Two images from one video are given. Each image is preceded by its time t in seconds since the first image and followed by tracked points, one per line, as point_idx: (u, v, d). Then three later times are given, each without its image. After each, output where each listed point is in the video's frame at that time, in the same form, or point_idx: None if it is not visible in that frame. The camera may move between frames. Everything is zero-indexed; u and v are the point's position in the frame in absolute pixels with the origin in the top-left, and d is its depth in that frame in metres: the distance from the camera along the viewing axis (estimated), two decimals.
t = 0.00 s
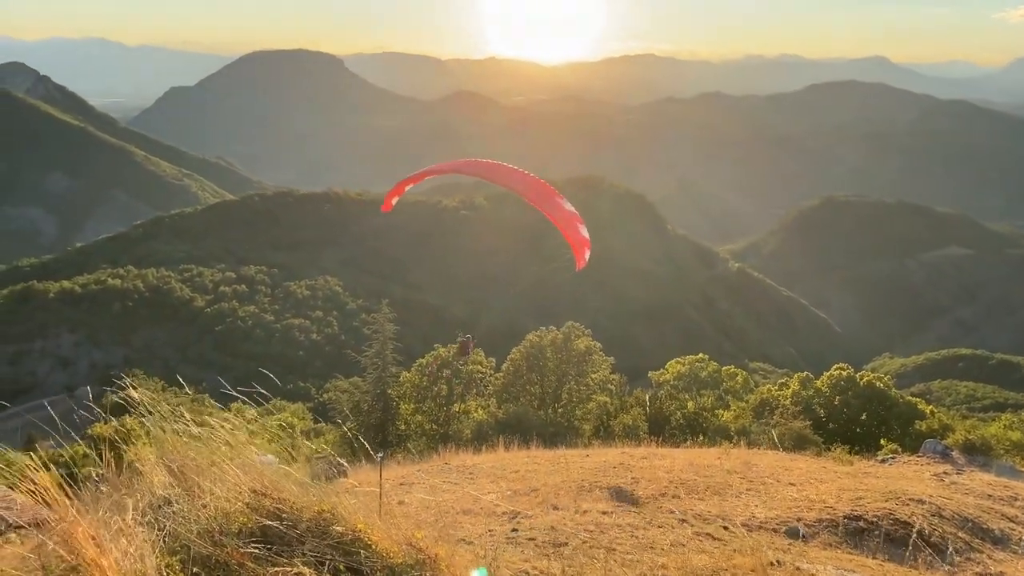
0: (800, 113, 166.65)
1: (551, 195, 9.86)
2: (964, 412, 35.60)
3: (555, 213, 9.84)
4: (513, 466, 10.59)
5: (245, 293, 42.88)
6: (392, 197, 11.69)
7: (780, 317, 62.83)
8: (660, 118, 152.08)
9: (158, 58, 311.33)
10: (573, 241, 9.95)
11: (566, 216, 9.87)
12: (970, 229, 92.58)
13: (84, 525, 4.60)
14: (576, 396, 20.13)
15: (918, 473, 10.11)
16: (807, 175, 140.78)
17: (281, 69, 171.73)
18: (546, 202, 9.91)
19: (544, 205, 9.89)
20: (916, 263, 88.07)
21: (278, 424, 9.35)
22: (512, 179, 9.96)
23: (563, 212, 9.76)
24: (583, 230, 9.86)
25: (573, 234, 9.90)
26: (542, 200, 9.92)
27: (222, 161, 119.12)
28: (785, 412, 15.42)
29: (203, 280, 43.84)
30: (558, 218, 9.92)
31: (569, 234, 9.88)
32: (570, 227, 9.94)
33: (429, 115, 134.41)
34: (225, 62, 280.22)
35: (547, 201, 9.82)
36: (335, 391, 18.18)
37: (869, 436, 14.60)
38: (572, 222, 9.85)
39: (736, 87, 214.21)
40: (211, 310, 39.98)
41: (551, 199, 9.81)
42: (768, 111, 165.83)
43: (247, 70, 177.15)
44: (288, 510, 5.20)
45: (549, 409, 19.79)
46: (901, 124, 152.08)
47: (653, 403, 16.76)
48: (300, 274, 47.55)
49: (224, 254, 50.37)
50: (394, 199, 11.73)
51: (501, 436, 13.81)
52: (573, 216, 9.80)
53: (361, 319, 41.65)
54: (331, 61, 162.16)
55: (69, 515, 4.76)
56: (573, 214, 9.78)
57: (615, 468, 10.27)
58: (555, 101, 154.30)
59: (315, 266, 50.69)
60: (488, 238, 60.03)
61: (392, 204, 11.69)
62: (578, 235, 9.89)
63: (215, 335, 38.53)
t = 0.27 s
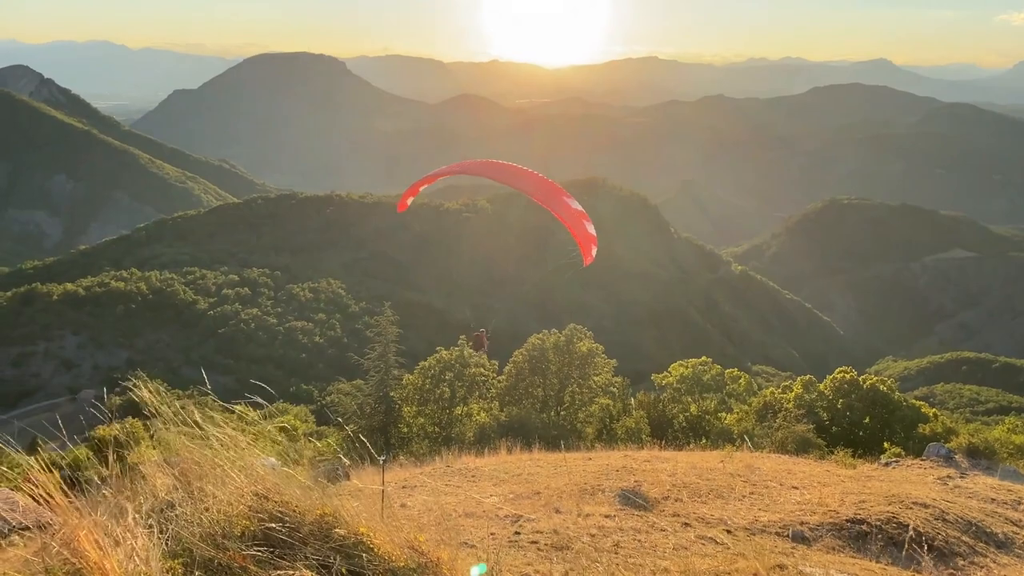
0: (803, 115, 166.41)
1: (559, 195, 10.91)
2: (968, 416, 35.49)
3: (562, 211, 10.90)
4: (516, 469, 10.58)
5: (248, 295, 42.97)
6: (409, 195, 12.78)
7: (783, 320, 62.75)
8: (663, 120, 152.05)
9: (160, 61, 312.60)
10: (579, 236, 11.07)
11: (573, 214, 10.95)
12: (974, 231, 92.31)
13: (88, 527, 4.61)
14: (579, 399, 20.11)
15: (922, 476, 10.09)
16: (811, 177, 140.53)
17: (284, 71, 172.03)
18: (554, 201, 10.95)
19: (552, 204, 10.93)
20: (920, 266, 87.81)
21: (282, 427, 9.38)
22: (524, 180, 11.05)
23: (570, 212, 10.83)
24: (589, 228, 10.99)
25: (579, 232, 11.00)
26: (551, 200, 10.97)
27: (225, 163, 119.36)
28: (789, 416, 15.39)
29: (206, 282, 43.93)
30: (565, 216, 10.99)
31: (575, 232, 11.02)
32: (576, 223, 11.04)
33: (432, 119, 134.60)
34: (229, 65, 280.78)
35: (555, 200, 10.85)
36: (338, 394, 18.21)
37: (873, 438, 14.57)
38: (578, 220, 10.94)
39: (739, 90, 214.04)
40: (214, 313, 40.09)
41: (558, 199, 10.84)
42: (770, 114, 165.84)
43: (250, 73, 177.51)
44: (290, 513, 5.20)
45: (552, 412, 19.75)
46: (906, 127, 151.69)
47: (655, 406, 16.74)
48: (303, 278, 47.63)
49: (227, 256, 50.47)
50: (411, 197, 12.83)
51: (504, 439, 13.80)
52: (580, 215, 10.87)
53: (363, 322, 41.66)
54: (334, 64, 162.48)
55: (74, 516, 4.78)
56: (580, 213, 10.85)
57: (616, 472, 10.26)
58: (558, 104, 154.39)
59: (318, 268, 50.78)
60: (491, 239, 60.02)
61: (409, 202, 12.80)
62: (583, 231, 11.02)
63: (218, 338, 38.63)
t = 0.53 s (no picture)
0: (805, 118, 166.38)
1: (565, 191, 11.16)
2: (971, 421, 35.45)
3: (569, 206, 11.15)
4: (518, 473, 10.58)
5: (250, 299, 43.06)
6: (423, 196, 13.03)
7: (785, 324, 62.74)
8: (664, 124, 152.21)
9: (163, 65, 313.05)
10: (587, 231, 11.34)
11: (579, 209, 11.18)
12: (977, 235, 92.20)
13: (92, 531, 4.61)
14: (581, 403, 20.10)
15: (925, 481, 10.07)
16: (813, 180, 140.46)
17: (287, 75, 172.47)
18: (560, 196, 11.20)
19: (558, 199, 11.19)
20: (923, 270, 87.69)
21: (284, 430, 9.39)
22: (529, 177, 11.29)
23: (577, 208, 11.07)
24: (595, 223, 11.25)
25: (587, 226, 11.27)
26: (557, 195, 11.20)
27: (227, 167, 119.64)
28: (791, 420, 15.39)
29: (208, 285, 43.99)
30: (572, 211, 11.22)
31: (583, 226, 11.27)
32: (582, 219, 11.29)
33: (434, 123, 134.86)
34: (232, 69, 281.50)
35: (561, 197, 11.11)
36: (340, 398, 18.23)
37: (876, 443, 14.56)
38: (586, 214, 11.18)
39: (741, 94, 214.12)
40: (216, 317, 40.18)
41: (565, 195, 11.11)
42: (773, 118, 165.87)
43: (252, 76, 177.95)
44: (291, 516, 5.18)
45: (554, 416, 19.74)
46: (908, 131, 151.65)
47: (658, 410, 16.72)
48: (305, 281, 47.69)
49: (229, 260, 50.55)
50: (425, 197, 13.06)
51: (505, 443, 13.81)
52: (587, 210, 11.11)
53: (366, 325, 41.68)
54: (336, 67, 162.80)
55: (78, 520, 4.78)
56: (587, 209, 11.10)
57: (619, 476, 10.24)
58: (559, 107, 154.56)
59: (320, 272, 50.85)
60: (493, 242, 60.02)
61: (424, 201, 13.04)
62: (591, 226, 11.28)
63: (220, 342, 38.71)
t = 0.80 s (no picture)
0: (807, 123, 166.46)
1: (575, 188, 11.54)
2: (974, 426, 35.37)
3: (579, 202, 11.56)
4: (519, 478, 10.58)
5: (252, 304, 43.15)
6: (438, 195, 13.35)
7: (787, 329, 62.71)
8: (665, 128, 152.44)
9: (165, 70, 313.83)
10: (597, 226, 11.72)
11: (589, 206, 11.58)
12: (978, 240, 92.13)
13: (93, 536, 4.61)
14: (583, 407, 20.08)
15: (927, 486, 10.05)
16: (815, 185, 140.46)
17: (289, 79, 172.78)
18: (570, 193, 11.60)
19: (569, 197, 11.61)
20: (924, 275, 87.62)
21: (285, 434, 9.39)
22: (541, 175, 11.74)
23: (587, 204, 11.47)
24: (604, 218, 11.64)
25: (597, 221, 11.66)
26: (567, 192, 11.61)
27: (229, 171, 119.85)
28: (793, 425, 15.38)
29: (210, 290, 44.07)
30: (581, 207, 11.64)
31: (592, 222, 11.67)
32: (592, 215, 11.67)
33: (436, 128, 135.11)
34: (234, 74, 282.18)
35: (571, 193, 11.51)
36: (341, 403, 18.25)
37: (878, 448, 14.54)
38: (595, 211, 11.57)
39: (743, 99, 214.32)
40: (218, 321, 40.26)
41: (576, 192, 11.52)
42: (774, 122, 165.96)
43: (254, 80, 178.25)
44: (290, 522, 5.15)
45: (555, 421, 19.74)
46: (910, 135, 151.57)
47: (659, 415, 16.68)
48: (307, 286, 47.74)
49: (231, 264, 50.62)
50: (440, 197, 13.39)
51: (506, 448, 13.79)
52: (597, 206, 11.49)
53: (367, 330, 41.69)
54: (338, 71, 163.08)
55: (79, 524, 4.77)
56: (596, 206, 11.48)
57: (620, 481, 10.24)
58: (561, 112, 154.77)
59: (322, 276, 50.93)
60: (494, 246, 60.11)
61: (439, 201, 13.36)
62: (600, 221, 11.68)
63: (222, 346, 38.77)
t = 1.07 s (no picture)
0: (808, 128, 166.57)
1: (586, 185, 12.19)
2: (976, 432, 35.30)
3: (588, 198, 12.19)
4: (520, 483, 10.58)
5: (253, 309, 43.19)
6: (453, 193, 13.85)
7: (787, 334, 62.69)
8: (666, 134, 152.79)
9: (167, 77, 315.13)
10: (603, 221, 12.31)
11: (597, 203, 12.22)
12: (980, 245, 92.02)
13: (92, 543, 4.60)
14: (584, 413, 20.08)
15: (929, 492, 10.03)
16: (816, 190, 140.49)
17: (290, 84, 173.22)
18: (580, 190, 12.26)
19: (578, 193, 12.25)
20: (926, 279, 87.54)
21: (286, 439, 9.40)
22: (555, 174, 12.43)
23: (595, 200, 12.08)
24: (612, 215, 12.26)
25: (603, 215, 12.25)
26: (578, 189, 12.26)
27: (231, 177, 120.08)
28: (794, 430, 15.37)
29: (211, 295, 44.10)
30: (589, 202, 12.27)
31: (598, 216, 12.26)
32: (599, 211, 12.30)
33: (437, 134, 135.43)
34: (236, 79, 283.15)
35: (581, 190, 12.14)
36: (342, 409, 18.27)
37: (880, 453, 14.53)
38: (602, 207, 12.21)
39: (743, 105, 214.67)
40: (219, 327, 40.29)
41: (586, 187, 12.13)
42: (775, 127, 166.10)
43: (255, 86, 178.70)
44: (290, 527, 5.14)
45: (556, 427, 19.73)
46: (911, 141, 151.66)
47: (659, 420, 16.67)
48: (308, 291, 47.82)
49: (232, 269, 50.68)
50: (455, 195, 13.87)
51: (506, 454, 13.79)
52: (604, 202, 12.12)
53: (368, 335, 41.69)
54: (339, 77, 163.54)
55: (78, 531, 4.76)
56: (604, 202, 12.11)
57: (621, 487, 10.22)
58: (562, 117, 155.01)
59: (322, 281, 51.03)
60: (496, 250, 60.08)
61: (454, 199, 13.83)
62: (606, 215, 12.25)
63: (222, 351, 38.78)
